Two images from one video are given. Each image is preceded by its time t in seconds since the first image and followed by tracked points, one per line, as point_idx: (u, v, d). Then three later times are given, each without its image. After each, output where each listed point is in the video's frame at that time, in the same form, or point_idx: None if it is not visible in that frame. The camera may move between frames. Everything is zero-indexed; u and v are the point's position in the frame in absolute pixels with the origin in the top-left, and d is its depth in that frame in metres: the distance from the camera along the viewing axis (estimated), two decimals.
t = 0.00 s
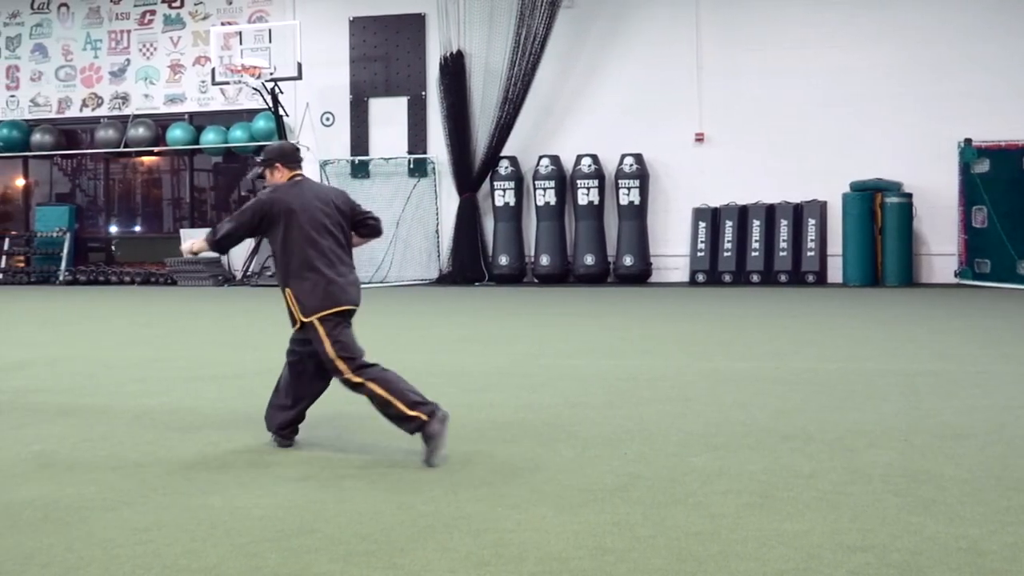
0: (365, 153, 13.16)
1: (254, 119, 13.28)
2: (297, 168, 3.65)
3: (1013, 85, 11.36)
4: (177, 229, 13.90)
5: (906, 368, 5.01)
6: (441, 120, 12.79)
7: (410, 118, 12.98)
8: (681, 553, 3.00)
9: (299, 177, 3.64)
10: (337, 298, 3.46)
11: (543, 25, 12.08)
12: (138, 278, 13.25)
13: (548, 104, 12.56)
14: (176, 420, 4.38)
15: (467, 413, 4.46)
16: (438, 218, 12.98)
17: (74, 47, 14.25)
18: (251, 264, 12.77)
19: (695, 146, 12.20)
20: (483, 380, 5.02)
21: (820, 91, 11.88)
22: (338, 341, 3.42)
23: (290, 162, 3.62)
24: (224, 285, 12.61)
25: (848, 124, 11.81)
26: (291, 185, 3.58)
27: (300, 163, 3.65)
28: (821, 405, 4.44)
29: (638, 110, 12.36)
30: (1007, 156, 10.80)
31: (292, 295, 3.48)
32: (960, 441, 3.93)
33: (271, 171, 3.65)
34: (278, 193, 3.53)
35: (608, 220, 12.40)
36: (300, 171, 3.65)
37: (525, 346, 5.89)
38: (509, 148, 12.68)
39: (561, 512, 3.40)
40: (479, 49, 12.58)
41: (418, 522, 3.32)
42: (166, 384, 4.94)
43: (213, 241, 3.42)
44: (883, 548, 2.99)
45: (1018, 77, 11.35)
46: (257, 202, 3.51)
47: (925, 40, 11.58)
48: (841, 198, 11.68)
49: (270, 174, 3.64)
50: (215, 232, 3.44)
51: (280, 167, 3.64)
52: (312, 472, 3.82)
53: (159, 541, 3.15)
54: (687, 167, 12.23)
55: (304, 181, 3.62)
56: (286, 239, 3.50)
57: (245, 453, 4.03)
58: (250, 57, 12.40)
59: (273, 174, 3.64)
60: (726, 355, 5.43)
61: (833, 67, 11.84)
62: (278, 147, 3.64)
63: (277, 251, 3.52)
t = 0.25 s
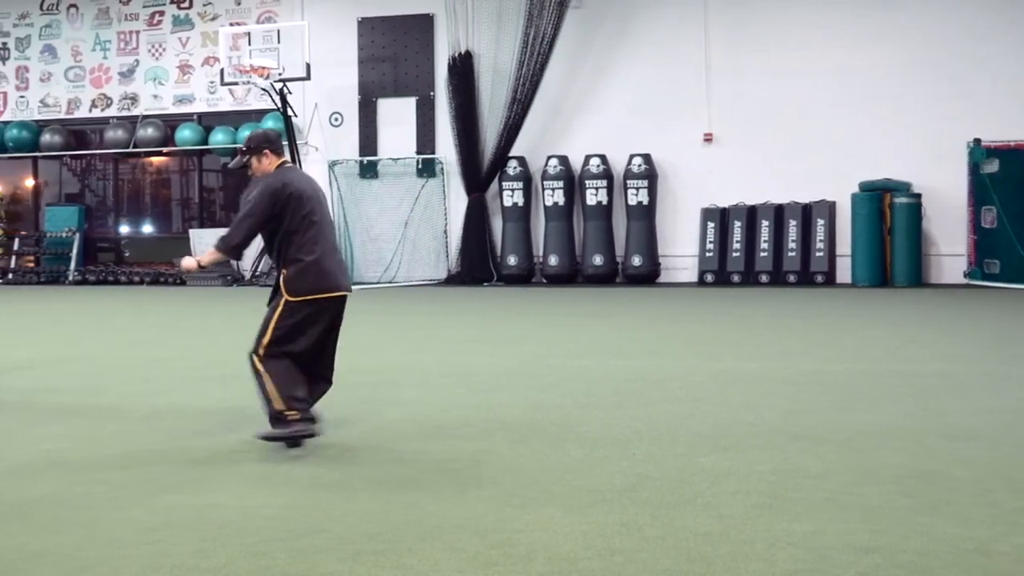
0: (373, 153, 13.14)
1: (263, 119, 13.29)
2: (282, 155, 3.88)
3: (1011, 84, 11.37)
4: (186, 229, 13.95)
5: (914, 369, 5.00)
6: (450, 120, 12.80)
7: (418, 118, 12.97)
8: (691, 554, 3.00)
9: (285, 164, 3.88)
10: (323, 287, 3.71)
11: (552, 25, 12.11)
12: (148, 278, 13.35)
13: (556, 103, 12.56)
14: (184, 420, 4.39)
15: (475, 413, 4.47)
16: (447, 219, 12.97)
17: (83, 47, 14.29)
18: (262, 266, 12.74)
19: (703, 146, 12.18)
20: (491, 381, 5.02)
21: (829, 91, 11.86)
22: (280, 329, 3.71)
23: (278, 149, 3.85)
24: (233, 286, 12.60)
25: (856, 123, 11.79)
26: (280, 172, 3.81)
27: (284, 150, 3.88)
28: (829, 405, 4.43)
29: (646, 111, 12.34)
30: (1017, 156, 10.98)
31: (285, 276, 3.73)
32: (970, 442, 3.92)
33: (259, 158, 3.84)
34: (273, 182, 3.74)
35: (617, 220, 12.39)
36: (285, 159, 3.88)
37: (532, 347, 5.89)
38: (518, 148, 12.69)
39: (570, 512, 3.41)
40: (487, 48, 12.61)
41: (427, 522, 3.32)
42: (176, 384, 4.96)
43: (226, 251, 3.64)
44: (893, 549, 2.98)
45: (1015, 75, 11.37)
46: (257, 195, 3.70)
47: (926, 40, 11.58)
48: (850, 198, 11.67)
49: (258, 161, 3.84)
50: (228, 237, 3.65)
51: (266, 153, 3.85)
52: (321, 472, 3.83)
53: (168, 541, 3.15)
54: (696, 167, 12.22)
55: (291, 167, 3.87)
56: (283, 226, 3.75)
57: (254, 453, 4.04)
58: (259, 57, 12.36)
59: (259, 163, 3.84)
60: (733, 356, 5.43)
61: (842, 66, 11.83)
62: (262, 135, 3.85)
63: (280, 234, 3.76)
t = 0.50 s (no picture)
0: (405, 153, 13.21)
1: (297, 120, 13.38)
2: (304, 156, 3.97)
3: None
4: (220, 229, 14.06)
5: (951, 371, 4.96)
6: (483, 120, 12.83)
7: (451, 118, 13.02)
8: (725, 555, 2.99)
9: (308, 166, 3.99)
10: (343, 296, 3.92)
11: (584, 26, 12.10)
12: (183, 278, 13.47)
13: (589, 103, 12.56)
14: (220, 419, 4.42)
15: (508, 414, 4.47)
16: (480, 218, 12.96)
17: (119, 49, 14.39)
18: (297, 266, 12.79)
19: (736, 146, 12.17)
20: (523, 381, 5.03)
21: (864, 90, 11.80)
22: (291, 325, 3.89)
23: (302, 150, 3.94)
24: (269, 285, 12.67)
25: (891, 123, 11.73)
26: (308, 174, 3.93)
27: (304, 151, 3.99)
28: (864, 407, 4.41)
29: (679, 111, 12.34)
30: None
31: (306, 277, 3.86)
32: (1008, 445, 3.88)
33: (286, 158, 3.90)
34: (320, 181, 3.89)
35: (650, 220, 12.36)
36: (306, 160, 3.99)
37: (563, 347, 5.90)
38: (551, 149, 12.70)
39: (604, 512, 3.41)
40: (520, 50, 12.59)
41: (462, 522, 3.33)
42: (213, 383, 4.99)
43: (315, 243, 3.78)
44: (929, 552, 2.96)
45: None
46: (321, 191, 3.84)
47: (963, 39, 11.50)
48: (885, 198, 11.61)
49: (287, 161, 3.90)
50: (318, 230, 3.77)
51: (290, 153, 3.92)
52: (355, 471, 3.84)
53: (204, 540, 3.17)
54: (729, 167, 12.20)
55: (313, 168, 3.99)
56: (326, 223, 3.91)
57: (289, 452, 4.06)
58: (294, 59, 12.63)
59: (285, 162, 3.90)
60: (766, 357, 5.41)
61: (877, 65, 11.77)
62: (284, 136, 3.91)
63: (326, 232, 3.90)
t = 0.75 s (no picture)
0: (452, 153, 13.22)
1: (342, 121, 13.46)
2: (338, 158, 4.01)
3: None
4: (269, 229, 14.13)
5: (1003, 373, 4.90)
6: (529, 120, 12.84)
7: (498, 117, 13.03)
8: (773, 557, 2.98)
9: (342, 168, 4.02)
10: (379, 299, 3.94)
11: (631, 26, 12.11)
12: (232, 278, 13.77)
13: (636, 102, 12.53)
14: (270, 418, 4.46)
15: (555, 414, 4.48)
16: (526, 217, 12.97)
17: (169, 50, 14.52)
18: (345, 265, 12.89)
19: (784, 146, 12.12)
20: (569, 381, 5.04)
21: (916, 89, 11.70)
22: (337, 328, 3.92)
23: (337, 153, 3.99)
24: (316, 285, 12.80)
25: (942, 122, 11.63)
26: (344, 176, 3.97)
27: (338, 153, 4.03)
28: (915, 410, 4.37)
29: (727, 112, 12.30)
30: None
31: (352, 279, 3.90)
32: None
33: (322, 160, 3.95)
34: (359, 183, 3.94)
35: (697, 220, 12.33)
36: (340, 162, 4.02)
37: (608, 347, 5.90)
38: (598, 148, 12.69)
39: (651, 512, 3.41)
40: (566, 49, 12.59)
41: (510, 522, 3.33)
42: (262, 381, 5.04)
43: (365, 245, 3.84)
44: (980, 556, 2.94)
45: None
46: (362, 193, 3.89)
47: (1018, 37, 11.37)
48: (935, 198, 11.52)
49: (323, 164, 3.94)
50: (366, 232, 3.83)
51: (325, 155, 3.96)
52: (403, 471, 3.86)
53: (254, 537, 3.21)
54: (778, 167, 12.15)
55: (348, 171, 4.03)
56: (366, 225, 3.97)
57: (338, 451, 4.09)
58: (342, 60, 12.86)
59: (320, 166, 3.94)
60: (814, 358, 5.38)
61: (929, 63, 11.65)
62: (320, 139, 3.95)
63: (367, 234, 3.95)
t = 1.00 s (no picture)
0: (499, 153, 13.24)
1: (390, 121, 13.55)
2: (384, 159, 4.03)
3: None
4: (317, 229, 14.17)
5: None
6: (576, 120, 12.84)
7: (545, 116, 13.01)
8: (821, 559, 2.97)
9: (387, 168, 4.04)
10: (427, 297, 3.96)
11: (678, 25, 12.06)
12: (280, 278, 13.83)
13: (684, 102, 12.50)
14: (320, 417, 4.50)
15: (602, 415, 4.48)
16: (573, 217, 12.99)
17: (218, 52, 14.64)
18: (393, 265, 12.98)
19: (833, 145, 12.05)
20: (616, 382, 5.03)
21: (969, 89, 11.57)
22: (385, 327, 3.94)
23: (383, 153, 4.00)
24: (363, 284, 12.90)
25: (995, 122, 11.51)
26: (389, 176, 3.99)
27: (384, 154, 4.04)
28: (967, 413, 4.32)
29: (775, 112, 12.25)
30: None
31: (401, 277, 3.93)
32: None
33: (367, 160, 3.97)
34: (404, 183, 3.96)
35: (744, 221, 12.27)
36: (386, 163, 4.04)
37: (654, 348, 5.89)
38: (645, 148, 12.66)
39: (698, 513, 3.40)
40: (613, 49, 12.58)
41: (557, 522, 3.34)
42: (310, 380, 5.08)
43: (407, 241, 3.85)
44: None
45: None
46: (406, 191, 3.91)
47: None
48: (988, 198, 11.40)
49: (367, 163, 3.97)
50: (408, 228, 3.84)
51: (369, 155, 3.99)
52: (452, 470, 3.87)
53: (303, 535, 3.23)
54: (827, 167, 12.08)
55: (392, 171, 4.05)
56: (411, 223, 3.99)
57: (387, 450, 4.11)
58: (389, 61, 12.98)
59: (365, 166, 3.97)
60: (864, 360, 5.34)
61: (983, 62, 11.53)
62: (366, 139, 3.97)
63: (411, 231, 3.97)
